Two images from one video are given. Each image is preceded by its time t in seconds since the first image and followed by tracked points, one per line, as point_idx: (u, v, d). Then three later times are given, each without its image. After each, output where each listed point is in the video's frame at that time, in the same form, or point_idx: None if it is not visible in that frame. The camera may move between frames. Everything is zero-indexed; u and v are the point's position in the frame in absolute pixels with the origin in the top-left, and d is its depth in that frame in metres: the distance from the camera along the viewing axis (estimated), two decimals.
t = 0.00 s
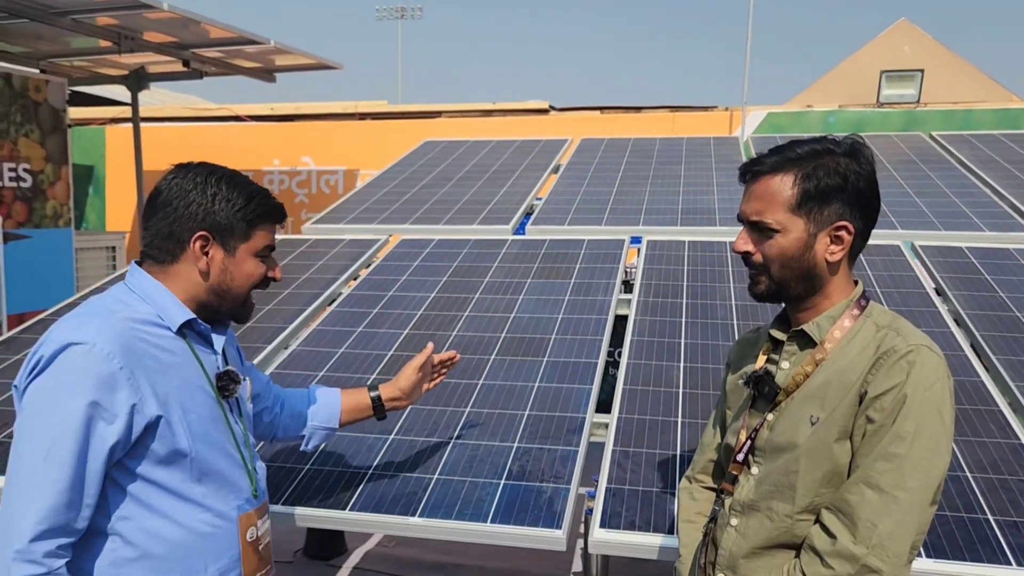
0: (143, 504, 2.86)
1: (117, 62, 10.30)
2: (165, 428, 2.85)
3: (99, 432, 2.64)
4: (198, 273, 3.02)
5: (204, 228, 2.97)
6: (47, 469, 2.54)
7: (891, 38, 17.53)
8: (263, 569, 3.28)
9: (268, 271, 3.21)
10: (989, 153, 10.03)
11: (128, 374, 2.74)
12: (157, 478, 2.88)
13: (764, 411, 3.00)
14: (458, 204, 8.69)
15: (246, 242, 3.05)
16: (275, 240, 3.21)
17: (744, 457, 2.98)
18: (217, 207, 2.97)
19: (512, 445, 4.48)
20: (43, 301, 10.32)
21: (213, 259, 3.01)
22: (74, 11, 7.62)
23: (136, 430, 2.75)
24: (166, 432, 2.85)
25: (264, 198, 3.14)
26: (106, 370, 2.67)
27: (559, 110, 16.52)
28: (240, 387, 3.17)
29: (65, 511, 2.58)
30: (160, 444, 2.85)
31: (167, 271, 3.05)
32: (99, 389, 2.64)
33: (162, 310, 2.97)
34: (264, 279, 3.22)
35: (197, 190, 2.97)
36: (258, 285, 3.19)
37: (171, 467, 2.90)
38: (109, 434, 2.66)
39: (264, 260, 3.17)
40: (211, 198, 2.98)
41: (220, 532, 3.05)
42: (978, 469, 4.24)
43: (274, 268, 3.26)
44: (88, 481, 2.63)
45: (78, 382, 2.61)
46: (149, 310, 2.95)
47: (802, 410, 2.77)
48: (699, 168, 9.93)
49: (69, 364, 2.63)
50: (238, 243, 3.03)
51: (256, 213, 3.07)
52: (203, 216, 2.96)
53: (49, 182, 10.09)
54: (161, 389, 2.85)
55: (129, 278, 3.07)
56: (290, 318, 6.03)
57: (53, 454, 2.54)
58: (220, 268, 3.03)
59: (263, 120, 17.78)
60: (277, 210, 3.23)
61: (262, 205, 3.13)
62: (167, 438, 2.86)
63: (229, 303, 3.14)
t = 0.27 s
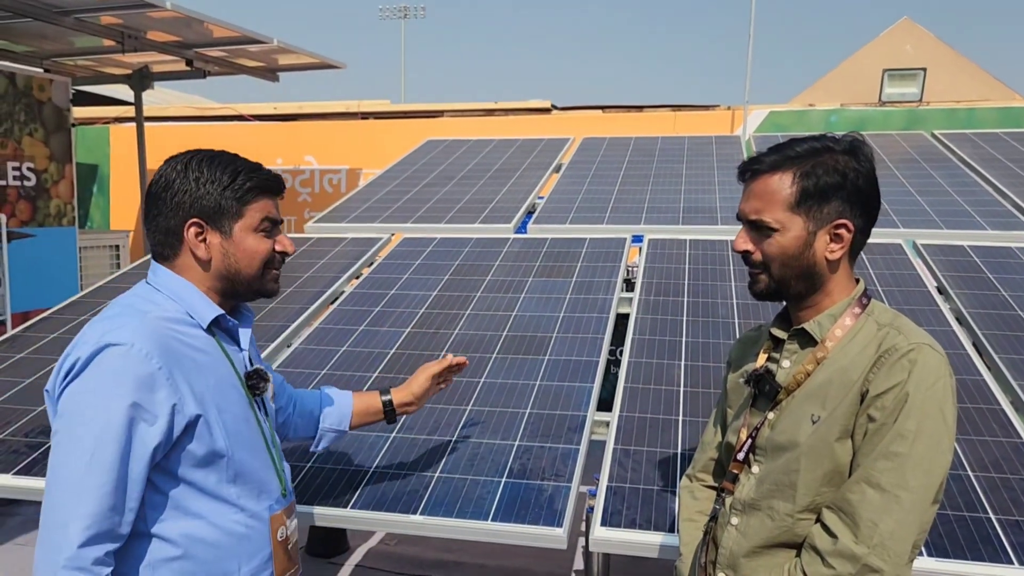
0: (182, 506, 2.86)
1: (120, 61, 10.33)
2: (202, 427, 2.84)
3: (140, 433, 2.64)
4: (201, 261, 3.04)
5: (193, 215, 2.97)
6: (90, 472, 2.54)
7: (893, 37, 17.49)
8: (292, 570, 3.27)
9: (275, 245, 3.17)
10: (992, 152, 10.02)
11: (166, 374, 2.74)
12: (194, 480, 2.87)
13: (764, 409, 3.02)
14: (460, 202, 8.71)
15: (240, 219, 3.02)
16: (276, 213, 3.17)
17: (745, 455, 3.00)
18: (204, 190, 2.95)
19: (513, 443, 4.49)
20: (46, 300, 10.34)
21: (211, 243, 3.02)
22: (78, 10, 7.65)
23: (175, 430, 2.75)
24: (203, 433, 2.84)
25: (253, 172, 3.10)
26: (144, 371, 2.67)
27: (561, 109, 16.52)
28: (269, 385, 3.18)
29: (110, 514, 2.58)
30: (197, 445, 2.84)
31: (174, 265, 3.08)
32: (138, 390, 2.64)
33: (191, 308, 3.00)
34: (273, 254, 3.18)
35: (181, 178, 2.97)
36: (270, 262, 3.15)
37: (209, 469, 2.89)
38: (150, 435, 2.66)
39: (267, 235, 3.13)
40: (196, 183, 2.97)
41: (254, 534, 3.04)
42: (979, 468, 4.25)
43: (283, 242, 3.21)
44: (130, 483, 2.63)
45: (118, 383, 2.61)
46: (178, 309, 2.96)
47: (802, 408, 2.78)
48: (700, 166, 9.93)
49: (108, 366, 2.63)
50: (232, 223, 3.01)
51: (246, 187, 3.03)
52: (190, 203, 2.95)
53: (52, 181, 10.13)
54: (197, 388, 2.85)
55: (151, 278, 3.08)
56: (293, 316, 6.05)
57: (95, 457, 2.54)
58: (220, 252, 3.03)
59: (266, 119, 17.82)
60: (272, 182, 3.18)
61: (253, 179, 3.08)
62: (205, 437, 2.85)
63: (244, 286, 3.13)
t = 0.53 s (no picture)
0: (221, 516, 2.71)
1: (120, 60, 10.33)
2: (236, 431, 2.69)
3: (174, 443, 2.48)
4: (232, 262, 2.87)
5: (232, 214, 2.81)
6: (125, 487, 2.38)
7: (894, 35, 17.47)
8: (332, 568, 3.18)
9: (307, 259, 3.03)
10: (993, 151, 10.01)
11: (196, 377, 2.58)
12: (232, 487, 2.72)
13: (762, 409, 3.02)
14: (460, 201, 8.71)
15: (280, 226, 2.87)
16: (313, 227, 3.03)
17: (743, 455, 3.00)
18: (247, 192, 2.81)
19: (512, 442, 4.50)
20: (47, 298, 10.36)
21: (244, 246, 2.86)
22: (78, 9, 7.65)
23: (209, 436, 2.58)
24: (237, 437, 2.69)
25: (298, 183, 2.97)
26: (173, 377, 2.50)
27: (561, 108, 16.52)
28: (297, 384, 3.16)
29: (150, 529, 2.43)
30: (231, 451, 2.69)
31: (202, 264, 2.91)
32: (169, 397, 2.48)
33: (215, 312, 2.82)
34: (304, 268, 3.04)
35: (226, 176, 2.83)
36: (299, 274, 3.00)
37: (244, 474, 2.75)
38: (184, 444, 2.50)
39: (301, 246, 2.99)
40: (240, 184, 2.82)
41: (294, 534, 2.94)
42: (979, 467, 4.25)
43: (314, 256, 3.07)
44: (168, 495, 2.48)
45: (146, 391, 2.44)
46: (201, 312, 2.80)
47: (799, 408, 2.78)
48: (701, 165, 9.93)
49: (134, 375, 2.45)
50: (271, 228, 2.86)
51: (288, 197, 2.90)
52: (230, 202, 2.80)
53: (53, 180, 10.15)
54: (227, 391, 2.70)
55: (172, 279, 2.92)
56: (293, 315, 6.05)
57: (130, 471, 2.38)
58: (253, 256, 2.87)
59: (267, 118, 17.82)
60: (314, 197, 3.05)
61: (297, 190, 2.95)
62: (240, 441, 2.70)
63: (269, 295, 2.97)
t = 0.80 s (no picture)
0: (240, 524, 2.66)
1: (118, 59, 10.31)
2: (251, 437, 2.63)
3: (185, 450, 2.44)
4: (241, 255, 2.85)
5: (232, 206, 2.77)
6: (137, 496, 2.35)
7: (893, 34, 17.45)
8: None
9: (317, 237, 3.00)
10: (993, 150, 9.98)
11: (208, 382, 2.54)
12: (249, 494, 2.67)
13: (759, 409, 3.01)
14: (459, 200, 8.69)
15: (282, 209, 2.84)
16: (316, 203, 3.00)
17: (739, 455, 2.99)
18: (243, 179, 2.77)
19: (510, 442, 4.48)
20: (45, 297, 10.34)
21: (251, 236, 2.83)
22: (75, 8, 7.62)
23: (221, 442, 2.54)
24: (252, 443, 2.64)
25: (293, 159, 2.92)
26: (183, 382, 2.47)
27: (560, 107, 16.49)
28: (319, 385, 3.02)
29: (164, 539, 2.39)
30: (246, 458, 2.64)
31: (211, 261, 2.88)
32: (181, 402, 2.44)
33: (231, 311, 2.80)
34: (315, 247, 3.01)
35: (218, 167, 2.78)
36: (311, 255, 2.98)
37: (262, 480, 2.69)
38: (196, 451, 2.46)
39: (308, 226, 2.96)
40: (234, 172, 2.78)
41: (316, 543, 2.86)
42: (980, 467, 4.23)
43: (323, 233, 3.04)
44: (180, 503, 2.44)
45: (156, 397, 2.41)
46: (216, 310, 2.77)
47: (796, 409, 2.77)
48: (700, 164, 9.91)
49: (144, 380, 2.43)
50: (274, 213, 2.82)
51: (287, 176, 2.86)
52: (227, 193, 2.76)
53: (50, 178, 10.13)
54: (241, 395, 2.64)
55: (185, 279, 2.89)
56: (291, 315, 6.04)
57: (141, 479, 2.36)
58: (261, 244, 2.85)
59: (266, 117, 17.79)
60: (313, 170, 3.01)
61: (293, 166, 2.90)
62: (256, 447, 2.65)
63: (285, 281, 2.95)
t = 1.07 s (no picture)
0: (246, 532, 2.65)
1: (115, 57, 10.27)
2: (258, 446, 2.60)
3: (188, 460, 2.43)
4: (254, 254, 2.84)
5: (241, 204, 2.77)
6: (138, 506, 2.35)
7: (890, 34, 17.48)
8: None
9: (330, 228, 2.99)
10: (990, 150, 10.00)
11: (213, 390, 2.52)
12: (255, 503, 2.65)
13: (757, 408, 3.01)
14: (456, 199, 8.68)
15: (291, 203, 2.83)
16: (325, 193, 2.98)
17: (738, 455, 2.99)
18: (250, 175, 2.76)
19: (508, 441, 4.48)
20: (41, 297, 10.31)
21: (263, 234, 2.82)
22: (71, 6, 7.60)
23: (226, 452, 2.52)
24: (258, 451, 2.61)
25: (298, 150, 2.91)
26: (187, 390, 2.45)
27: (558, 106, 16.49)
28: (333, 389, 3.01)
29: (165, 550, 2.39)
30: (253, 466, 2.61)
31: (223, 263, 2.88)
32: (184, 412, 2.43)
33: (242, 313, 2.79)
34: (327, 239, 3.00)
35: (223, 165, 2.76)
36: (325, 248, 2.97)
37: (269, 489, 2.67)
38: (199, 460, 2.45)
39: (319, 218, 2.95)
40: (240, 168, 2.76)
41: (329, 553, 2.82)
42: (978, 466, 4.24)
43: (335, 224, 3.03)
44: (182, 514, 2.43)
45: (160, 406, 2.40)
46: (226, 313, 2.76)
47: (795, 407, 2.78)
48: (697, 163, 9.92)
49: (148, 388, 2.42)
50: (283, 208, 2.81)
51: (294, 168, 2.85)
52: (235, 191, 2.75)
53: (47, 177, 10.09)
54: (249, 403, 2.62)
55: (197, 280, 2.90)
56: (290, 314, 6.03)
57: (143, 489, 2.35)
58: (272, 241, 2.84)
59: (263, 116, 17.76)
60: (319, 159, 3.00)
61: (299, 158, 2.88)
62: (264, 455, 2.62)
63: (299, 276, 2.94)
